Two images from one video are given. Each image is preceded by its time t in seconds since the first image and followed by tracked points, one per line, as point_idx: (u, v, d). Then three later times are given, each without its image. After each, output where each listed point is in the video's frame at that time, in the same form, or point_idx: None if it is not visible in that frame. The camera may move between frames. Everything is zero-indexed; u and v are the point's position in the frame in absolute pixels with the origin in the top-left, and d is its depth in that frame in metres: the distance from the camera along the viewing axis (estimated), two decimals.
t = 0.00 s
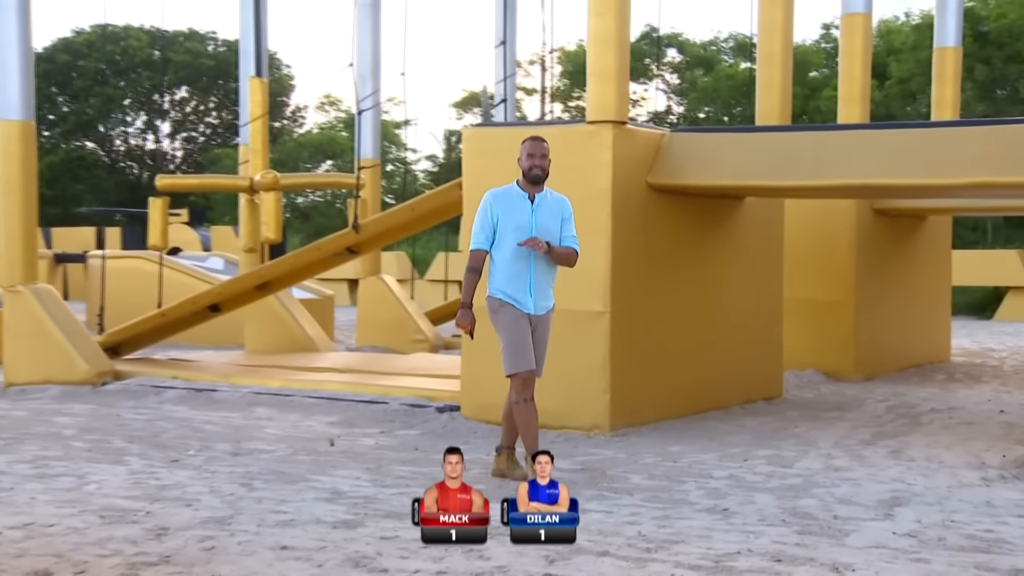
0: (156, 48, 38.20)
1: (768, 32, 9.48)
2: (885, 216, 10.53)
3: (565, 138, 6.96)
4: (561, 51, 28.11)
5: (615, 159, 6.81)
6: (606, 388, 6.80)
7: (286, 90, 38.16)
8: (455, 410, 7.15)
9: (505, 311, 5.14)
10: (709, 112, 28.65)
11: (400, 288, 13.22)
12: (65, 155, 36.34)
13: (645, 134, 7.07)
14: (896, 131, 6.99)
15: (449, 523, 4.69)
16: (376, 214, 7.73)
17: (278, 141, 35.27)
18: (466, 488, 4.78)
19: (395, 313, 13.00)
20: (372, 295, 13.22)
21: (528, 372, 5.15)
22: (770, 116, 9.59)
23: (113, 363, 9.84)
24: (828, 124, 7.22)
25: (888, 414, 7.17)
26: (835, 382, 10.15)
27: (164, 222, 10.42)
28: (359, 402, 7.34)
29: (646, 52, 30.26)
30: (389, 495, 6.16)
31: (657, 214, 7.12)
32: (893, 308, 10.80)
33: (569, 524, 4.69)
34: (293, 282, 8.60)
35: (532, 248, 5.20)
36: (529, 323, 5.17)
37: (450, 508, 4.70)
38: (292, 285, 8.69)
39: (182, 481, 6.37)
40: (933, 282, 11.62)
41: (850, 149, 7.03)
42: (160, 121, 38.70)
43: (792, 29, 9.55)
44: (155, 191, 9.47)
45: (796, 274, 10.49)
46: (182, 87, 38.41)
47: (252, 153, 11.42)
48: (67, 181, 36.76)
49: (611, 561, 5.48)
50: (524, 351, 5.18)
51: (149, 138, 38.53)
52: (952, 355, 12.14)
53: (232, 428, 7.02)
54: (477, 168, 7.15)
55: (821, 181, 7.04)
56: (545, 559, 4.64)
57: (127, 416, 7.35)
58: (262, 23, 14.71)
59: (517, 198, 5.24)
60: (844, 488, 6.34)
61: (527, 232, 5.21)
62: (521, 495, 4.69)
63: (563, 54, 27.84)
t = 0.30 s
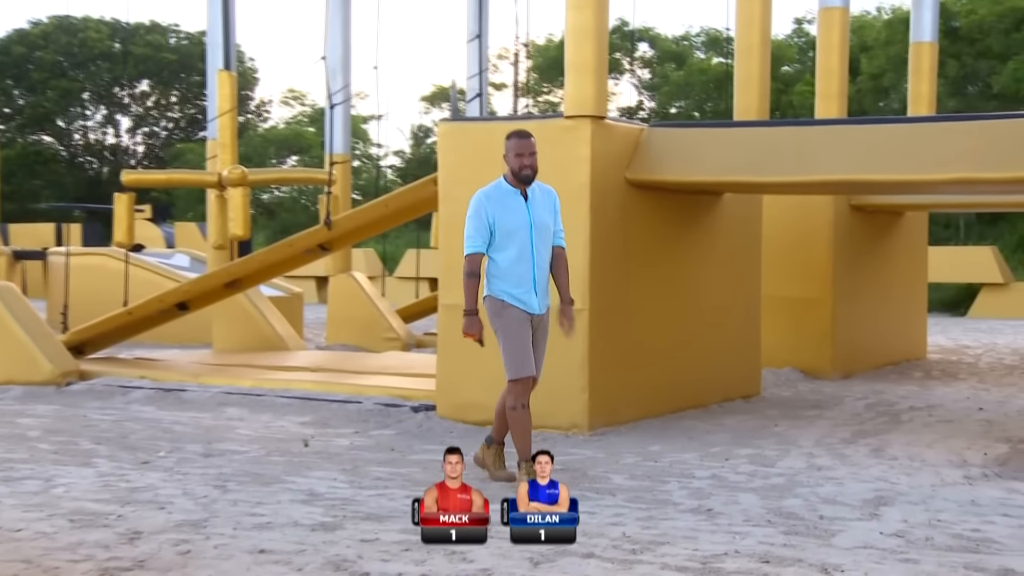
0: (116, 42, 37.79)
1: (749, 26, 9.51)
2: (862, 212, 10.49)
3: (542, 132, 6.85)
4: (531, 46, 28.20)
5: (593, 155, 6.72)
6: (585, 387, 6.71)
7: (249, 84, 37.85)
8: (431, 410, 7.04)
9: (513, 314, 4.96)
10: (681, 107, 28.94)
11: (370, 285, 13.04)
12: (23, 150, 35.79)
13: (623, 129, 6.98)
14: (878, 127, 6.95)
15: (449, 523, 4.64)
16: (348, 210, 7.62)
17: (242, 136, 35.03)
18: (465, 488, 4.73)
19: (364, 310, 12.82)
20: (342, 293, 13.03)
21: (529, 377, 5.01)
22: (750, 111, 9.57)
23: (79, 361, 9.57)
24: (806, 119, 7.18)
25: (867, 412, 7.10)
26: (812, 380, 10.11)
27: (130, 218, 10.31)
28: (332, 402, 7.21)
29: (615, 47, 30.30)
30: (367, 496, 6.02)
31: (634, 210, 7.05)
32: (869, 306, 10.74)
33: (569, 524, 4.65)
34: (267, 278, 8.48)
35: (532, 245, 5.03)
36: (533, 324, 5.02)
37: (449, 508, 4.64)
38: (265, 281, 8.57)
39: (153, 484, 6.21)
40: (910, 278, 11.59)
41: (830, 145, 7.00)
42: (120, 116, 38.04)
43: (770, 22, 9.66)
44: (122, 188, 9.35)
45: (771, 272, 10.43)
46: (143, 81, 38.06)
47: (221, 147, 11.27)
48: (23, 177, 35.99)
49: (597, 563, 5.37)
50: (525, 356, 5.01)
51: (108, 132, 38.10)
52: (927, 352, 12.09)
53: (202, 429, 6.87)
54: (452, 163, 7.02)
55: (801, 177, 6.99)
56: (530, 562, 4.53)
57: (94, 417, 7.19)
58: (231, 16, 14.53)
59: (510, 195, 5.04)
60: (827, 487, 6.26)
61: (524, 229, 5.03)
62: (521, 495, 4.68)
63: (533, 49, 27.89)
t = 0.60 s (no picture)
0: (76, 34, 37.37)
1: (725, 22, 9.53)
2: (839, 208, 10.44)
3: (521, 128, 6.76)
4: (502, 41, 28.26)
5: (571, 150, 6.65)
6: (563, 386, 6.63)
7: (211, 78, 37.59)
8: (407, 409, 6.96)
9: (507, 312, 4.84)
10: (652, 102, 29.25)
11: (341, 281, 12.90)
12: None
13: (602, 124, 6.92)
14: (858, 122, 6.86)
15: (448, 524, 4.60)
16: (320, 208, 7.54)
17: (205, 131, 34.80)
18: (465, 488, 4.70)
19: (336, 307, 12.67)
20: (313, 290, 12.88)
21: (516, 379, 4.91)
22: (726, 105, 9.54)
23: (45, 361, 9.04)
24: (785, 115, 7.08)
25: (847, 410, 7.03)
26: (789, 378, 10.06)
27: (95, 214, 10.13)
28: (305, 401, 7.08)
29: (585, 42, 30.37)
30: (345, 497, 5.90)
31: (613, 206, 6.98)
32: (846, 303, 10.70)
33: (568, 523, 4.59)
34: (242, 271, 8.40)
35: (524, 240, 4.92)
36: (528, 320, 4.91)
37: (449, 508, 4.61)
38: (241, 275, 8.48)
39: (125, 485, 6.06)
40: (887, 275, 11.54)
41: (810, 140, 6.92)
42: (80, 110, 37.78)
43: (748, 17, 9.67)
44: (87, 182, 9.38)
45: (748, 269, 10.39)
46: (104, 75, 37.75)
47: (189, 141, 11.07)
48: None
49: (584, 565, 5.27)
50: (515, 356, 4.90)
51: (68, 126, 37.75)
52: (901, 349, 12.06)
53: (173, 429, 6.74)
54: (428, 158, 6.92)
55: (779, 173, 6.89)
56: (518, 565, 4.42)
57: (61, 418, 7.03)
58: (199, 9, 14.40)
59: (500, 189, 4.90)
60: (811, 486, 6.19)
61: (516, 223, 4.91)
62: (521, 494, 4.64)
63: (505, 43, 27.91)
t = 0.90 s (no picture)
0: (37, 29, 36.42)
1: (706, 19, 9.48)
2: (819, 206, 10.37)
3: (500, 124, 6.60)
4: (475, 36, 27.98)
5: (552, 147, 6.56)
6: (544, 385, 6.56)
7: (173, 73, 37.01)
8: (385, 410, 6.87)
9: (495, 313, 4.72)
10: (626, 100, 28.69)
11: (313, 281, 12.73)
12: None
13: (583, 120, 6.83)
14: (844, 119, 6.81)
15: (448, 523, 4.52)
16: (295, 206, 7.53)
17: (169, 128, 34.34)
18: (465, 485, 4.61)
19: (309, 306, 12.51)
20: (285, 289, 12.69)
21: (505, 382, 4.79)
22: (707, 101, 9.46)
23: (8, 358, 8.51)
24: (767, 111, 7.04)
25: (829, 410, 6.95)
26: (770, 378, 10.00)
27: (63, 212, 9.95)
28: (280, 402, 6.95)
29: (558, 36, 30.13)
30: (326, 501, 5.76)
31: (595, 203, 6.91)
32: (826, 301, 10.65)
33: (568, 524, 4.50)
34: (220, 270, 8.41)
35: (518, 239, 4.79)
36: (520, 323, 4.77)
37: (449, 508, 4.53)
38: (219, 274, 8.48)
39: (98, 490, 5.89)
40: (867, 273, 11.49)
41: (794, 137, 6.86)
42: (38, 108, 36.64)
43: (727, 14, 9.61)
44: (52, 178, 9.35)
45: (728, 267, 10.34)
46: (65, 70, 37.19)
47: (160, 138, 11.03)
48: None
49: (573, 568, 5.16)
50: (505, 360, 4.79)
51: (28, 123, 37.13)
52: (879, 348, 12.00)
53: (147, 432, 6.59)
54: (406, 154, 6.81)
55: (764, 172, 6.84)
56: (504, 569, 4.30)
57: (29, 421, 6.86)
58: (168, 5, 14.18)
59: (493, 185, 4.78)
60: (798, 488, 6.11)
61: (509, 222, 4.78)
62: (521, 494, 4.53)
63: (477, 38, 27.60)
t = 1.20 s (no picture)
0: None
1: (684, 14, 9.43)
2: (797, 204, 10.31)
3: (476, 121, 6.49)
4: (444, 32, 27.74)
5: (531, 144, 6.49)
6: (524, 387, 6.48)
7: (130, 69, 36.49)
8: (361, 412, 6.78)
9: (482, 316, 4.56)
10: (597, 96, 28.44)
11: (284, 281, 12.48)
12: None
13: (561, 118, 6.76)
14: (827, 116, 6.73)
15: (448, 523, 4.45)
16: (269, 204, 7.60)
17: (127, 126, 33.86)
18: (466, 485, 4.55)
19: (279, 308, 12.27)
20: (256, 292, 12.45)
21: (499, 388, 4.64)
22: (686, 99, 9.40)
23: None
24: (748, 109, 6.96)
25: (810, 412, 6.88)
26: (748, 379, 9.94)
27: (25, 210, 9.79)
28: (252, 404, 6.81)
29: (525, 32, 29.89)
30: (304, 505, 5.61)
31: (577, 203, 6.84)
32: (803, 300, 10.59)
33: (569, 524, 4.42)
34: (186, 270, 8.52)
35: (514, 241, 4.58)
36: (511, 330, 4.58)
37: (449, 508, 4.46)
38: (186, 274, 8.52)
39: (69, 496, 5.72)
40: (843, 273, 11.43)
41: (776, 134, 6.79)
42: None
43: (706, 11, 9.56)
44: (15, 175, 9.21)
45: (706, 267, 10.27)
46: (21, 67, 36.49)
47: (125, 135, 10.72)
48: None
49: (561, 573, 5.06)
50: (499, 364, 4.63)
51: None
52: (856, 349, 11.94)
53: (116, 436, 6.43)
54: (381, 153, 6.75)
55: (744, 170, 6.78)
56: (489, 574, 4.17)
57: None
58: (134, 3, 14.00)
59: (490, 185, 4.60)
60: (783, 490, 6.02)
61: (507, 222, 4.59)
62: (521, 494, 4.45)
63: (446, 35, 27.36)
